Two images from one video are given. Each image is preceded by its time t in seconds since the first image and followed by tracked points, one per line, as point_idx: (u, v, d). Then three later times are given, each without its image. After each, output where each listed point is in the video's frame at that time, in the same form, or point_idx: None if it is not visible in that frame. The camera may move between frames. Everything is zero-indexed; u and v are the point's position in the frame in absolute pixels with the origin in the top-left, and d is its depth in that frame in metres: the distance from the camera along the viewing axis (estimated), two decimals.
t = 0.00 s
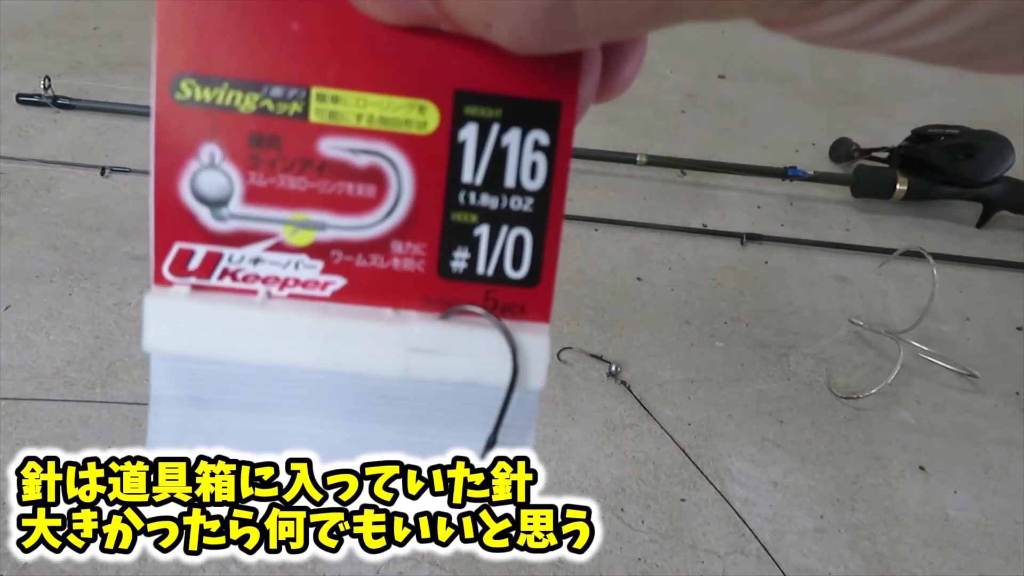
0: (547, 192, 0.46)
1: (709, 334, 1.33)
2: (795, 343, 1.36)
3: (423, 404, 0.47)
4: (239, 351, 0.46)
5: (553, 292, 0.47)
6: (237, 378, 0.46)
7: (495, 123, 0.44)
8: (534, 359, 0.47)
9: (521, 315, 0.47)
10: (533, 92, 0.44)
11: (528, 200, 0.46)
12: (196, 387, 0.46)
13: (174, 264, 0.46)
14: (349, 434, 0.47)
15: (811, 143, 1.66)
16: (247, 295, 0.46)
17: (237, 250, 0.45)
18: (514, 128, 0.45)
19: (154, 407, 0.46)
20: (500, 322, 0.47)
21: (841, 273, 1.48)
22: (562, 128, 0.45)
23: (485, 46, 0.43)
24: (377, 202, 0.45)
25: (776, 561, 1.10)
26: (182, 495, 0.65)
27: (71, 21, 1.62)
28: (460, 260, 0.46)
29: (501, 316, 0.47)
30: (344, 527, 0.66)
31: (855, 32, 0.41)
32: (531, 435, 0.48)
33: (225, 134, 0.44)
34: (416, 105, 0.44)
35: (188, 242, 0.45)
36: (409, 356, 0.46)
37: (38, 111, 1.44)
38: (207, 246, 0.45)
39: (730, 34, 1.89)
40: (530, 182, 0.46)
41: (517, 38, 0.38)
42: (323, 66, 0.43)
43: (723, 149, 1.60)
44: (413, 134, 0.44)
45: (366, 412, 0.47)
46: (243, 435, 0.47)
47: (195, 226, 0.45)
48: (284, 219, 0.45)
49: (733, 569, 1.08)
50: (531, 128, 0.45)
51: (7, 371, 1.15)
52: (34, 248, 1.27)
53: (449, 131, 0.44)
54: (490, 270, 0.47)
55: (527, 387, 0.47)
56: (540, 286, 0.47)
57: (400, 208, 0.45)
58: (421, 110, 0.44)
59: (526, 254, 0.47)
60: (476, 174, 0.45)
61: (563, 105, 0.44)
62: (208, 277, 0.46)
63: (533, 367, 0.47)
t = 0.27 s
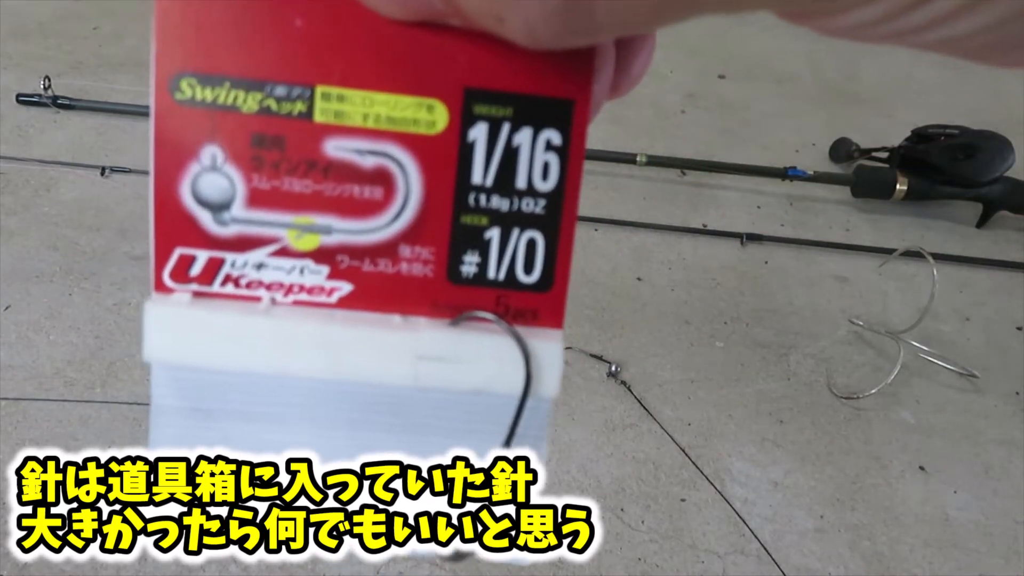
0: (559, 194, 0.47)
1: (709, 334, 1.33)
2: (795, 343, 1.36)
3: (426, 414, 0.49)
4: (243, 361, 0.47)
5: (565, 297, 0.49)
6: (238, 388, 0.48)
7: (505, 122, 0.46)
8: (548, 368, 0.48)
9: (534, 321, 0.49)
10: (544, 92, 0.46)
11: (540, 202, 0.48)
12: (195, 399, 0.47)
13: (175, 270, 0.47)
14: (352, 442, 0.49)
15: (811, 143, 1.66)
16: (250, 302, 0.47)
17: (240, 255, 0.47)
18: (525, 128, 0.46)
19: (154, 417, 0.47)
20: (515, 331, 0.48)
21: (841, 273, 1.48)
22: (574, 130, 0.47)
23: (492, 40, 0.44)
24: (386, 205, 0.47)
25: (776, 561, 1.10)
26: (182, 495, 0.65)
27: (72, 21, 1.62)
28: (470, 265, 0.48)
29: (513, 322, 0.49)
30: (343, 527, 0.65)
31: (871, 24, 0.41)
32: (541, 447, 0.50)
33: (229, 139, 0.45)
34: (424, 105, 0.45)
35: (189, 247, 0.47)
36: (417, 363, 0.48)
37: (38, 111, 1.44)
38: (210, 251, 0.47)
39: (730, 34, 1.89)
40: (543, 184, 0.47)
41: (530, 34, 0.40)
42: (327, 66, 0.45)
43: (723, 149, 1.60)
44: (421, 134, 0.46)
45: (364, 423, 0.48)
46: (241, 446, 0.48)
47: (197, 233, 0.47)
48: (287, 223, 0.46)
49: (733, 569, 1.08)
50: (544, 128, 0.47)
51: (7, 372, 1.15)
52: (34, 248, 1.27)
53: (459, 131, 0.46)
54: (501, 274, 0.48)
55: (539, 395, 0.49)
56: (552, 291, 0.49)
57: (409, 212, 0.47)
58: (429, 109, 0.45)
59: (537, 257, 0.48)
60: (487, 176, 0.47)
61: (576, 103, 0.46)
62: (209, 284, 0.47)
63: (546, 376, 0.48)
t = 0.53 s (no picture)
0: (566, 221, 0.49)
1: (709, 334, 1.33)
2: (795, 343, 1.36)
3: (434, 438, 0.51)
4: (260, 393, 0.49)
5: (574, 322, 0.51)
6: (253, 415, 0.50)
7: (512, 151, 0.48)
8: (558, 391, 0.50)
9: (543, 347, 0.51)
10: (551, 120, 0.47)
11: (548, 229, 0.49)
12: (212, 426, 0.50)
13: (190, 304, 0.49)
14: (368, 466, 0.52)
15: (811, 143, 1.66)
16: (264, 332, 0.49)
17: (253, 288, 0.49)
18: (532, 155, 0.48)
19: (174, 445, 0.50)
20: (523, 355, 0.50)
21: (841, 273, 1.48)
22: (581, 158, 0.48)
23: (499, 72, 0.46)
24: (396, 235, 0.48)
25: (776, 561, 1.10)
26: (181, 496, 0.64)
27: (72, 21, 1.62)
28: (480, 292, 0.50)
29: (523, 347, 0.51)
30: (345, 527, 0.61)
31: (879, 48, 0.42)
32: (554, 471, 0.52)
33: (242, 175, 0.47)
34: (432, 136, 0.47)
35: (204, 281, 0.48)
36: (429, 391, 0.50)
37: (38, 112, 1.44)
38: (224, 285, 0.49)
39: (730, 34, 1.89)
40: (550, 211, 0.49)
41: (536, 67, 0.41)
42: (336, 99, 0.46)
43: (723, 149, 1.60)
44: (429, 165, 0.47)
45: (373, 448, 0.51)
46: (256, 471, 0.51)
47: (211, 267, 0.48)
48: (300, 255, 0.48)
49: (733, 569, 1.08)
50: (551, 154, 0.48)
51: (7, 372, 1.15)
52: (34, 248, 1.27)
53: (467, 160, 0.47)
54: (511, 300, 0.50)
55: (551, 419, 0.51)
56: (561, 315, 0.51)
57: (419, 242, 0.49)
58: (437, 140, 0.47)
59: (547, 282, 0.50)
60: (494, 204, 0.48)
61: (582, 131, 0.47)
62: (224, 316, 0.49)
63: (557, 402, 0.50)
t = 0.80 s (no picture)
0: (558, 237, 0.52)
1: (709, 334, 1.33)
2: (795, 343, 1.36)
3: (436, 445, 0.54)
4: (267, 405, 0.51)
5: (567, 334, 0.53)
6: (263, 425, 0.53)
7: (507, 171, 0.50)
8: (552, 401, 0.53)
9: (539, 357, 0.54)
10: (543, 142, 0.50)
11: (541, 246, 0.52)
12: (223, 437, 0.53)
13: (199, 319, 0.51)
14: (370, 473, 0.54)
15: (812, 143, 1.65)
16: (270, 345, 0.52)
17: (258, 303, 0.51)
18: (526, 175, 0.51)
19: (186, 455, 0.53)
20: (518, 366, 0.53)
21: (841, 274, 1.48)
22: (572, 178, 0.51)
23: (492, 97, 0.49)
24: (396, 252, 0.51)
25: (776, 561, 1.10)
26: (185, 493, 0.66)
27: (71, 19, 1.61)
28: (476, 306, 0.52)
29: (518, 357, 0.54)
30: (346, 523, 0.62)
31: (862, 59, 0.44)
32: (549, 475, 0.55)
33: (248, 197, 0.49)
34: (428, 158, 0.49)
35: (212, 297, 0.51)
36: (429, 402, 0.52)
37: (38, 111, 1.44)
38: (232, 300, 0.51)
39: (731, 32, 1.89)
40: (544, 229, 0.52)
41: (522, 90, 0.44)
42: (337, 124, 0.49)
43: (723, 149, 1.60)
44: (427, 186, 0.50)
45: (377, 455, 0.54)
46: (265, 480, 0.54)
47: (218, 285, 0.51)
48: (304, 272, 0.51)
49: (733, 569, 1.09)
50: (543, 175, 0.51)
51: (7, 372, 1.15)
52: (34, 248, 1.27)
53: (463, 181, 0.50)
54: (505, 314, 0.53)
55: (545, 428, 0.54)
56: (555, 329, 0.53)
57: (418, 259, 0.51)
58: (434, 162, 0.50)
59: (540, 297, 0.53)
60: (490, 223, 0.51)
61: (573, 152, 0.50)
62: (232, 330, 0.52)
63: (550, 411, 0.53)
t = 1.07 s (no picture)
0: (552, 228, 0.53)
1: (709, 334, 1.33)
2: (795, 343, 1.36)
3: (431, 433, 0.54)
4: (262, 390, 0.52)
5: (559, 325, 0.54)
6: (259, 411, 0.53)
7: (501, 162, 0.51)
8: (544, 390, 0.53)
9: (531, 347, 0.54)
10: (537, 134, 0.51)
11: (535, 237, 0.53)
12: (219, 422, 0.53)
13: (196, 305, 0.52)
14: (364, 460, 0.54)
15: (812, 142, 1.65)
16: (266, 331, 0.52)
17: (255, 290, 0.52)
18: (519, 166, 0.51)
19: (182, 440, 0.53)
20: (510, 355, 0.53)
21: (841, 273, 1.48)
22: (565, 169, 0.52)
23: (487, 89, 0.50)
24: (392, 241, 0.52)
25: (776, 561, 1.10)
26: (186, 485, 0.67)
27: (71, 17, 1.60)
28: (470, 295, 0.53)
29: (511, 347, 0.54)
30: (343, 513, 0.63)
31: (860, 33, 0.46)
32: (540, 465, 0.55)
33: (247, 184, 0.50)
34: (424, 147, 0.50)
35: (209, 283, 0.51)
36: (423, 389, 0.52)
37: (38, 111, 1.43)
38: (229, 287, 0.52)
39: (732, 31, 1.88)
40: (536, 220, 0.53)
41: (515, 81, 0.46)
42: (334, 114, 0.50)
43: (723, 149, 1.60)
44: (421, 174, 0.51)
45: (371, 442, 0.54)
46: (260, 465, 0.54)
47: (216, 271, 0.51)
48: (300, 259, 0.51)
49: (733, 570, 1.09)
50: (536, 166, 0.52)
51: (7, 372, 1.15)
52: (33, 248, 1.27)
53: (458, 171, 0.51)
54: (499, 304, 0.53)
55: (537, 417, 0.54)
56: (548, 319, 0.54)
57: (413, 247, 0.52)
58: (429, 152, 0.50)
59: (533, 287, 0.53)
60: (483, 213, 0.52)
61: (566, 143, 0.51)
62: (228, 315, 0.52)
63: (541, 400, 0.53)
